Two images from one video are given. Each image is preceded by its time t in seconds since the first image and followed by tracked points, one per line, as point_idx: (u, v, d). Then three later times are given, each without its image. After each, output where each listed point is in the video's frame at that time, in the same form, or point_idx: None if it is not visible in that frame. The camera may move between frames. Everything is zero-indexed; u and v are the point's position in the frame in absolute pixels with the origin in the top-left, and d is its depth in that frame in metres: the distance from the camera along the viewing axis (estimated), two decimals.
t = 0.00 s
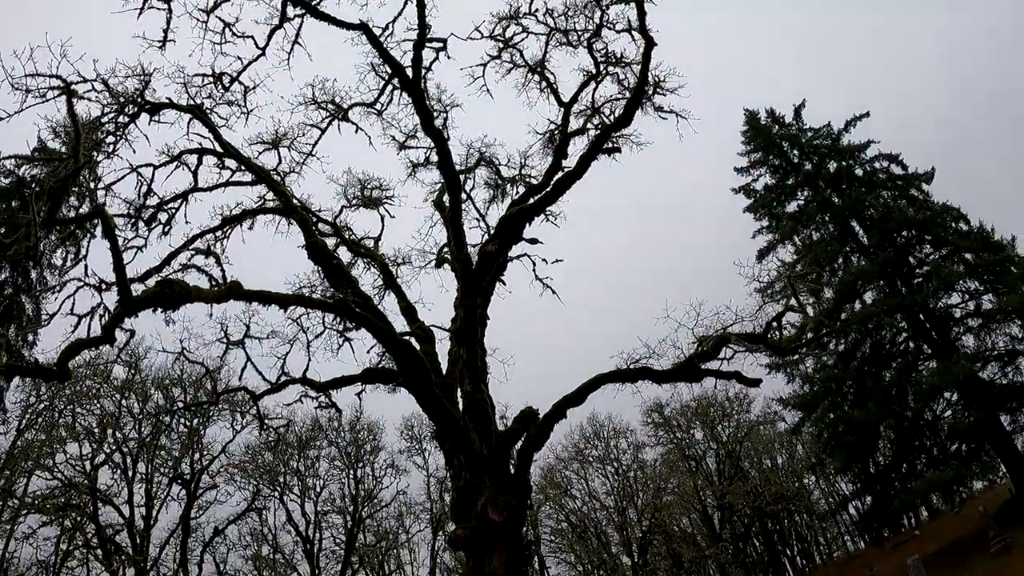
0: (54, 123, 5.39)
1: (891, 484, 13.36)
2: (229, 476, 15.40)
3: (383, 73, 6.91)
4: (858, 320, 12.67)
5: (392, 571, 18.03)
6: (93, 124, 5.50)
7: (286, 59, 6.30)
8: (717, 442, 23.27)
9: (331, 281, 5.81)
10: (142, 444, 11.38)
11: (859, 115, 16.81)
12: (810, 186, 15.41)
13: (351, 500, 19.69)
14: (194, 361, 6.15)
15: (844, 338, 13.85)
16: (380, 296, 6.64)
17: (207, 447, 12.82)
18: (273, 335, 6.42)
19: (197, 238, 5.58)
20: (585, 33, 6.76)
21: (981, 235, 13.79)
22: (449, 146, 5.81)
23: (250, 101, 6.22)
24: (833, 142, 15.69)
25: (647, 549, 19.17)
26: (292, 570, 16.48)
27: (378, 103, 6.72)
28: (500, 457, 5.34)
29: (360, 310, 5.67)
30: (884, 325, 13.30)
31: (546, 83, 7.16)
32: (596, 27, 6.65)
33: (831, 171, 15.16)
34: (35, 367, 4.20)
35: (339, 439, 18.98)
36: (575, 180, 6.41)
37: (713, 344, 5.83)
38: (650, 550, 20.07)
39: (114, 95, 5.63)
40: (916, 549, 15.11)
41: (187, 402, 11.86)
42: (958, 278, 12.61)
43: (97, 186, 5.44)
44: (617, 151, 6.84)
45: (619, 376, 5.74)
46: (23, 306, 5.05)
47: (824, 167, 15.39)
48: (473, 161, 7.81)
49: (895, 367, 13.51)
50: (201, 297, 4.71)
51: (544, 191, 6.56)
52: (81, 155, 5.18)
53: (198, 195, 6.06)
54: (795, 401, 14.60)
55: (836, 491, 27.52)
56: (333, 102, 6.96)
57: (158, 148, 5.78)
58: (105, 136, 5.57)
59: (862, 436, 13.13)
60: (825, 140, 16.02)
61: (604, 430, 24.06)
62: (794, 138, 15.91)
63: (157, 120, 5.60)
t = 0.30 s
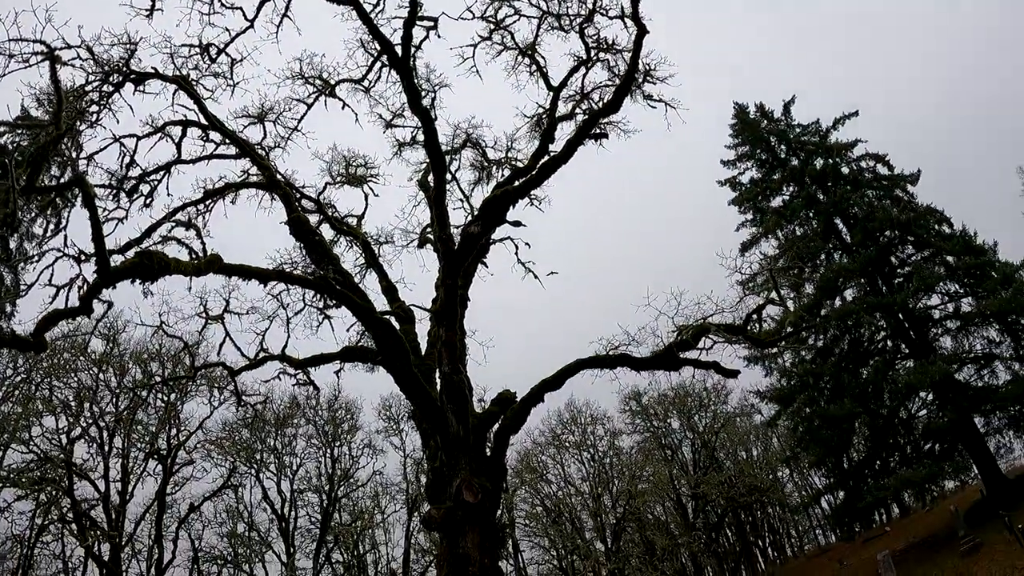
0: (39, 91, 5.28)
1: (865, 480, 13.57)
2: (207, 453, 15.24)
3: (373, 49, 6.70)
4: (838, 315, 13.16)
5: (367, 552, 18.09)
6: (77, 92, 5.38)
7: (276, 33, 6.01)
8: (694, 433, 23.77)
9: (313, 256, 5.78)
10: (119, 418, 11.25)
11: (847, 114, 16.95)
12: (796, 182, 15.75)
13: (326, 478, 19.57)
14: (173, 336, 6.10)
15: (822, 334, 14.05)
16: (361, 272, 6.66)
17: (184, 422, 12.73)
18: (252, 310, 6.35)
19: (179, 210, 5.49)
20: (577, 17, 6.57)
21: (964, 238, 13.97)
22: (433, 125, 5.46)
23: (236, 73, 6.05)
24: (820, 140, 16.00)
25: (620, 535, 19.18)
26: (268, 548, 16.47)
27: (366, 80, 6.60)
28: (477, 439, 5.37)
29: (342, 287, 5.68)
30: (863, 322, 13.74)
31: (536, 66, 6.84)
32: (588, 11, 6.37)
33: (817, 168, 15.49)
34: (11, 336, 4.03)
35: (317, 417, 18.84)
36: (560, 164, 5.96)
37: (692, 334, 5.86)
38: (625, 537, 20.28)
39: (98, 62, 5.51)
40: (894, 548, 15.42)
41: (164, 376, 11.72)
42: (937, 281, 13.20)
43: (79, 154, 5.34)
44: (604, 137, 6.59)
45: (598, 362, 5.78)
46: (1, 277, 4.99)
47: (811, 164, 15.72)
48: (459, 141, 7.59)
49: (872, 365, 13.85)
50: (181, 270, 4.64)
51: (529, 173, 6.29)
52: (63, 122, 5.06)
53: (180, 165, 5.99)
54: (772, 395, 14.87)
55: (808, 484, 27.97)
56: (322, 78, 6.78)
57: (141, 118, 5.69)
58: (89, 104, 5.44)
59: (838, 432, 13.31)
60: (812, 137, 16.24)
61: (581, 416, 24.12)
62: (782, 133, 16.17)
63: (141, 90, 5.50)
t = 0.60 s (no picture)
0: (31, 68, 5.21)
1: (849, 477, 13.61)
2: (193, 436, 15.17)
3: (368, 32, 6.63)
4: (827, 314, 13.33)
5: (352, 539, 18.11)
6: (69, 69, 5.32)
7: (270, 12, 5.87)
8: (680, 427, 24.01)
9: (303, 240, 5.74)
10: (105, 400, 11.18)
11: (842, 113, 16.99)
12: (789, 180, 15.82)
13: (313, 464, 19.56)
14: (160, 318, 6.05)
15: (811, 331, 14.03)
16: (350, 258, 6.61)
17: (170, 404, 12.66)
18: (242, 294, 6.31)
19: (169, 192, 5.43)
20: (574, 6, 6.52)
21: (954, 241, 14.08)
22: (426, 111, 5.38)
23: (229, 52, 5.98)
24: (814, 138, 16.07)
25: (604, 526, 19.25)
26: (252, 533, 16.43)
27: (359, 63, 6.52)
28: (462, 427, 5.36)
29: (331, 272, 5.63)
30: (851, 322, 13.84)
31: (532, 55, 6.77)
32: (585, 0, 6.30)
33: (810, 166, 15.56)
34: None
35: (304, 401, 18.77)
36: (553, 154, 5.86)
37: (680, 327, 5.87)
38: (609, 528, 20.35)
39: (90, 39, 5.44)
40: (877, 548, 15.58)
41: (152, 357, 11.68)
42: (926, 283, 13.30)
43: (70, 133, 5.28)
44: (598, 127, 6.56)
45: (586, 352, 5.79)
46: None
47: (804, 162, 15.80)
48: (452, 128, 7.51)
49: (858, 364, 13.97)
50: (169, 251, 4.60)
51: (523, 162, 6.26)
52: (54, 100, 5.00)
53: (172, 146, 5.95)
54: (759, 390, 14.88)
55: (791, 481, 28.24)
56: (316, 61, 6.72)
57: (133, 97, 5.63)
58: (81, 82, 5.38)
59: (823, 430, 13.41)
60: (806, 135, 16.30)
61: (568, 407, 24.15)
62: (776, 130, 16.25)
63: (132, 69, 5.43)
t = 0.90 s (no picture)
0: (25, 45, 5.15)
1: (842, 463, 13.74)
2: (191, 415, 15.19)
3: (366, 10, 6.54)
4: (823, 299, 13.55)
5: (348, 518, 18.23)
6: (64, 46, 5.25)
7: None
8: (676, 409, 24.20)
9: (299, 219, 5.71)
10: (102, 379, 11.18)
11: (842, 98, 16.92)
12: (789, 164, 15.79)
13: (309, 444, 19.63)
14: (157, 296, 6.03)
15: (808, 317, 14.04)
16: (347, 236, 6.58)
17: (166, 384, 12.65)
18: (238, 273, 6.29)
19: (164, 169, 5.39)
20: None
21: (953, 230, 14.08)
22: (424, 89, 5.32)
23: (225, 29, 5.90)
24: (815, 123, 16.01)
25: (599, 506, 19.38)
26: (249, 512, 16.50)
27: (357, 42, 6.44)
28: (457, 407, 5.38)
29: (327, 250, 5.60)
30: (848, 307, 13.88)
31: (532, 34, 6.71)
32: None
33: (810, 151, 15.52)
34: None
35: (300, 379, 18.77)
36: (552, 134, 5.83)
37: (676, 309, 5.87)
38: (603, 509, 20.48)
39: (85, 15, 5.37)
40: (869, 533, 15.76)
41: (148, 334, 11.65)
42: (924, 271, 13.31)
43: (66, 112, 5.23)
44: (597, 108, 6.52)
45: (582, 333, 5.80)
46: None
47: (805, 147, 15.78)
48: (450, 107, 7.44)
49: (854, 350, 14.02)
50: (165, 228, 4.57)
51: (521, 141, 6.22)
52: (49, 78, 4.94)
53: (168, 124, 5.89)
54: (754, 375, 14.92)
55: (785, 464, 28.47)
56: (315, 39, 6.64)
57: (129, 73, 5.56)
58: (76, 61, 5.32)
59: (818, 415, 13.47)
60: (807, 120, 16.24)
61: (564, 388, 24.23)
62: (777, 114, 16.19)
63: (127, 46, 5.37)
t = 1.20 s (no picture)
0: (19, 25, 5.10)
1: (835, 445, 13.86)
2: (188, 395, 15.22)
3: None
4: (819, 281, 13.63)
5: (346, 496, 18.36)
6: (58, 26, 5.19)
7: None
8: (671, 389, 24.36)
9: (294, 196, 5.70)
10: (98, 360, 11.18)
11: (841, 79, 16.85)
12: (787, 146, 15.77)
13: (306, 422, 19.71)
14: (153, 276, 6.03)
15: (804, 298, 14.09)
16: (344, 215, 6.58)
17: (162, 363, 12.65)
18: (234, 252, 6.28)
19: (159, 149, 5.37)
20: None
21: (949, 215, 14.10)
22: (420, 67, 5.30)
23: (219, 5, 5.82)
24: (813, 105, 15.96)
25: (594, 486, 19.56)
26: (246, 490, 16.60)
27: (352, 18, 6.37)
28: (453, 384, 5.40)
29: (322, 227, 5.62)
30: (844, 290, 13.93)
31: (529, 11, 6.64)
32: None
33: (808, 133, 15.49)
34: None
35: (296, 357, 18.79)
36: (548, 112, 5.79)
37: (671, 288, 5.88)
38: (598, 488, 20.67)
39: None
40: (861, 515, 15.96)
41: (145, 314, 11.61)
42: (920, 255, 13.34)
43: (59, 90, 5.18)
44: (595, 86, 6.47)
45: (578, 312, 5.82)
46: None
47: (803, 129, 15.75)
48: (447, 84, 7.37)
49: (850, 332, 14.09)
50: (159, 207, 4.56)
51: (517, 119, 6.18)
52: (42, 57, 4.90)
53: (161, 101, 5.87)
54: (749, 356, 15.00)
55: (778, 445, 28.74)
56: (309, 15, 6.56)
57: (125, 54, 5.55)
58: (69, 40, 5.27)
59: (812, 397, 13.58)
60: (806, 102, 16.17)
61: (560, 366, 24.33)
62: (775, 95, 16.13)
63: (121, 24, 5.34)
